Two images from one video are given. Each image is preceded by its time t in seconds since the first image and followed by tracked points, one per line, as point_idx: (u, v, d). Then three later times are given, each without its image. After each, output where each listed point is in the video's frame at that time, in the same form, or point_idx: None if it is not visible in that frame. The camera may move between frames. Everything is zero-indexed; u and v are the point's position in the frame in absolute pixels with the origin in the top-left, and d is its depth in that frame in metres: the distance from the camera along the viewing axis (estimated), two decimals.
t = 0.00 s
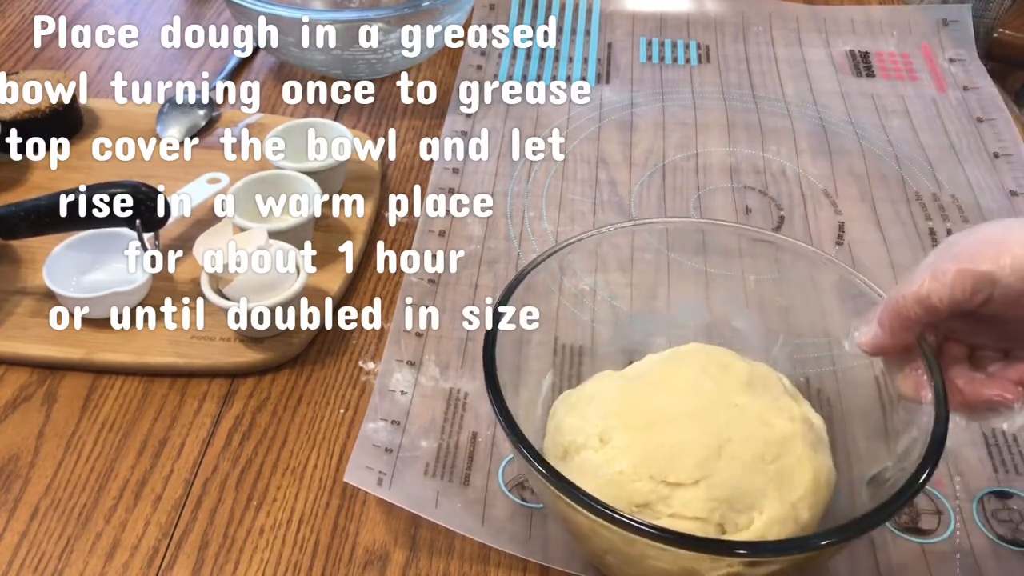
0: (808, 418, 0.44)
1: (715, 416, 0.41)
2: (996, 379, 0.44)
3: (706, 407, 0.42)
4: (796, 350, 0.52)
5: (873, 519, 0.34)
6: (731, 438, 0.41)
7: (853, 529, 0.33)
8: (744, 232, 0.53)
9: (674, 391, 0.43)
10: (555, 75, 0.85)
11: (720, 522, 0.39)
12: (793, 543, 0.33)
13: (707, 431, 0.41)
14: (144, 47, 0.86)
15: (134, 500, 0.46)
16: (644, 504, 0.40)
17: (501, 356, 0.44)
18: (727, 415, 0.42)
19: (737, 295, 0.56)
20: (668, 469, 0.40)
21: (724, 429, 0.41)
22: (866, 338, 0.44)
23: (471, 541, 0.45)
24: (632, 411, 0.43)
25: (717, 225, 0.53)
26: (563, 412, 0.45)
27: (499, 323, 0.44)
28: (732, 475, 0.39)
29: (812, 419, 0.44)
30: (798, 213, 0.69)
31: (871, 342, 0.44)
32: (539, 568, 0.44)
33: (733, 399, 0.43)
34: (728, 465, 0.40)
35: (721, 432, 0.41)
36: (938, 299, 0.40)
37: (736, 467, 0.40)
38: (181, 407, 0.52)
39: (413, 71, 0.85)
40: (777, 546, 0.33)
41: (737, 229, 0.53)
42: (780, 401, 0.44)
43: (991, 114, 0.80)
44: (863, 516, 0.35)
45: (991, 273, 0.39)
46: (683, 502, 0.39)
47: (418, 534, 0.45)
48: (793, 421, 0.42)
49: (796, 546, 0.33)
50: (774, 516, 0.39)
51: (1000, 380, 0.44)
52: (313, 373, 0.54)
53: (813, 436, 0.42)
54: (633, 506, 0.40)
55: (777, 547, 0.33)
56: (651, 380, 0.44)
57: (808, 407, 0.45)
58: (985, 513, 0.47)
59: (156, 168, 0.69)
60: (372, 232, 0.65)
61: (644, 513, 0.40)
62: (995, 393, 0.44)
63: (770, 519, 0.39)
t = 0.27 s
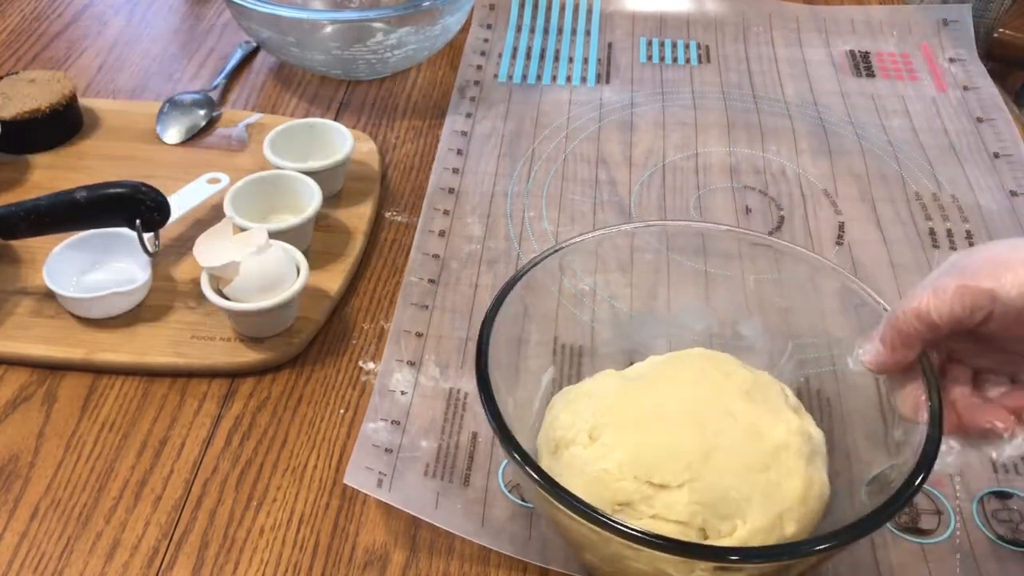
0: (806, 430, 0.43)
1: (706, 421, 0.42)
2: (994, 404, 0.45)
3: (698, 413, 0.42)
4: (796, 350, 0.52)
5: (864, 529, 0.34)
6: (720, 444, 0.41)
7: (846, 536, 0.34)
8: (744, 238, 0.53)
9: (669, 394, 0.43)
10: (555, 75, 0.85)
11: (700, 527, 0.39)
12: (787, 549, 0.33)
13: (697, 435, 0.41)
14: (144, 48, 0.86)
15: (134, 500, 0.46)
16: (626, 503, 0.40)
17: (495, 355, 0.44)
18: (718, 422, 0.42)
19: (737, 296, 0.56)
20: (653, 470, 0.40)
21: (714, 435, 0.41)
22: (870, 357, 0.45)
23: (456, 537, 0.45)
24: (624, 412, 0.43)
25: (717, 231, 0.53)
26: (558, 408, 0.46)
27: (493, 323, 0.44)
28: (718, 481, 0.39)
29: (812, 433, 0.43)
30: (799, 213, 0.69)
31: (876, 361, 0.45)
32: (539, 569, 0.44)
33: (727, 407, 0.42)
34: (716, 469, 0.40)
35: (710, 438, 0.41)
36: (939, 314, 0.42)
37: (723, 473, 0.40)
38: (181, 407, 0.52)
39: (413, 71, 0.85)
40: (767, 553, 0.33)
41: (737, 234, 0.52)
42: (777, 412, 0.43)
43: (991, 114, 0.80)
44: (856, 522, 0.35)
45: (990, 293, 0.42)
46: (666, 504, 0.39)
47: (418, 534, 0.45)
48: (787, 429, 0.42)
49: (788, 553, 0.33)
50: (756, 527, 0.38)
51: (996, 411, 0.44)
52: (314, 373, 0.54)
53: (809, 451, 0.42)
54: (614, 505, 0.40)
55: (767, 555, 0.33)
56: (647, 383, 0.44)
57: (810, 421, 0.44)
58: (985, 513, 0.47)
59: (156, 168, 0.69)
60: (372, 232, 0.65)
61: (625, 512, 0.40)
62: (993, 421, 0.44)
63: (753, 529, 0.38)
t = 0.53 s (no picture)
0: (795, 443, 0.42)
1: (692, 423, 0.41)
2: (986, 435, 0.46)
3: (685, 415, 0.42)
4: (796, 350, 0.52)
5: (849, 532, 0.34)
6: (704, 446, 0.40)
7: (835, 537, 0.33)
8: (744, 241, 0.53)
9: (658, 394, 0.43)
10: (555, 75, 0.85)
11: (675, 527, 0.39)
12: (774, 550, 0.33)
13: (681, 436, 0.41)
14: (145, 47, 0.86)
15: (134, 500, 0.46)
16: (601, 497, 0.40)
17: (482, 353, 0.44)
18: (704, 424, 0.41)
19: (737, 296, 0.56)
20: (632, 467, 0.40)
21: (698, 437, 0.41)
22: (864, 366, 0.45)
23: (437, 532, 0.46)
24: (611, 409, 0.43)
25: (717, 233, 0.53)
26: (548, 402, 0.46)
27: (484, 321, 0.44)
28: (697, 483, 0.39)
29: (801, 447, 0.43)
30: (799, 213, 0.69)
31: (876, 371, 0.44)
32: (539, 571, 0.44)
33: (715, 410, 0.42)
34: (700, 471, 0.40)
35: (693, 440, 0.41)
36: (943, 326, 0.43)
37: (703, 475, 0.39)
38: (181, 407, 0.52)
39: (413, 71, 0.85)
40: (757, 553, 0.33)
41: (734, 236, 0.52)
42: (766, 421, 0.42)
43: (991, 114, 0.80)
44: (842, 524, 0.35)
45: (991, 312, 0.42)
46: (641, 501, 0.39)
47: (418, 534, 0.45)
48: (783, 433, 0.42)
49: (778, 553, 0.33)
50: (729, 533, 0.38)
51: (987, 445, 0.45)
52: (313, 373, 0.54)
53: (795, 461, 0.41)
54: (590, 498, 0.40)
55: (758, 556, 0.33)
56: (637, 383, 0.44)
57: (803, 434, 0.44)
58: (985, 514, 0.47)
59: (156, 168, 0.69)
60: (373, 232, 0.65)
61: (600, 506, 0.40)
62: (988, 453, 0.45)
63: (726, 534, 0.38)
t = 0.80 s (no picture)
0: (795, 442, 0.42)
1: (691, 423, 0.41)
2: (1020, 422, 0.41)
3: (683, 415, 0.42)
4: (796, 350, 0.52)
5: (849, 531, 0.34)
6: (703, 446, 0.40)
7: (836, 536, 0.34)
8: (745, 241, 0.52)
9: (657, 395, 0.43)
10: (555, 75, 0.85)
11: (675, 527, 0.39)
12: (774, 550, 0.33)
13: (680, 436, 0.41)
14: (145, 48, 0.86)
15: (134, 500, 0.46)
16: (601, 497, 0.40)
17: (482, 353, 0.44)
18: (703, 424, 0.41)
19: (737, 296, 0.56)
20: (632, 467, 0.40)
21: (697, 437, 0.41)
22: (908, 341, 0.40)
23: (436, 532, 0.46)
24: (610, 408, 0.43)
25: (718, 233, 0.53)
26: (548, 402, 0.46)
27: (484, 321, 0.44)
28: (696, 483, 0.39)
29: (801, 447, 0.43)
30: (799, 213, 0.69)
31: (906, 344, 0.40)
32: (538, 571, 0.44)
33: (714, 410, 0.42)
34: (700, 471, 0.40)
35: (692, 440, 0.41)
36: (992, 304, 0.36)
37: (702, 475, 0.39)
38: (181, 407, 0.52)
39: (413, 71, 0.85)
40: (758, 552, 0.33)
41: (733, 236, 0.52)
42: (766, 421, 0.43)
43: (991, 114, 0.80)
44: (841, 523, 0.35)
45: None
46: (641, 501, 0.39)
47: (418, 534, 0.45)
48: (784, 434, 0.42)
49: (779, 552, 0.33)
50: (728, 533, 0.38)
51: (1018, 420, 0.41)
52: (313, 373, 0.54)
53: (795, 461, 0.41)
54: (590, 498, 0.40)
55: (758, 555, 0.33)
56: (635, 383, 0.44)
57: (802, 434, 0.44)
58: (985, 513, 0.47)
59: (156, 168, 0.69)
60: (373, 232, 0.65)
61: (600, 506, 0.40)
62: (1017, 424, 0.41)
63: (726, 534, 0.38)
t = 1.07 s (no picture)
0: (794, 442, 0.42)
1: (691, 423, 0.41)
2: None
3: (683, 416, 0.42)
4: (796, 351, 0.52)
5: (848, 531, 0.34)
6: (702, 447, 0.40)
7: (836, 537, 0.34)
8: (744, 241, 0.53)
9: (657, 395, 0.43)
10: (555, 76, 0.85)
11: (675, 527, 0.39)
12: (774, 549, 0.33)
13: (680, 437, 0.41)
14: (145, 48, 0.86)
15: (134, 500, 0.46)
16: (601, 497, 0.40)
17: (482, 353, 0.44)
18: (702, 425, 0.41)
19: (737, 296, 0.56)
20: (632, 467, 0.40)
21: (697, 437, 0.41)
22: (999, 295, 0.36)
23: (437, 532, 0.46)
24: (609, 408, 0.43)
25: (718, 233, 0.53)
26: (548, 402, 0.46)
27: (484, 321, 0.44)
28: (696, 483, 0.39)
29: (801, 447, 0.43)
30: (799, 213, 0.69)
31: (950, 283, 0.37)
32: (538, 570, 0.44)
33: (714, 410, 0.42)
34: (701, 471, 0.40)
35: (692, 440, 0.41)
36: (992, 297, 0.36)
37: (702, 475, 0.39)
38: (181, 408, 0.52)
39: (413, 71, 0.85)
40: (758, 552, 0.33)
41: (733, 236, 0.52)
42: (766, 421, 0.43)
43: (991, 114, 0.80)
44: (841, 523, 0.35)
45: None
46: (640, 501, 0.39)
47: (417, 534, 0.45)
48: (784, 435, 0.42)
49: (779, 552, 0.33)
50: (727, 532, 0.38)
51: None
52: (313, 374, 0.54)
53: (795, 460, 0.41)
54: (590, 498, 0.40)
55: (758, 555, 0.33)
56: (635, 383, 0.44)
57: (802, 433, 0.44)
58: (985, 513, 0.47)
59: (156, 168, 0.69)
60: (373, 232, 0.65)
61: (600, 506, 0.40)
62: None
63: (726, 534, 0.38)
